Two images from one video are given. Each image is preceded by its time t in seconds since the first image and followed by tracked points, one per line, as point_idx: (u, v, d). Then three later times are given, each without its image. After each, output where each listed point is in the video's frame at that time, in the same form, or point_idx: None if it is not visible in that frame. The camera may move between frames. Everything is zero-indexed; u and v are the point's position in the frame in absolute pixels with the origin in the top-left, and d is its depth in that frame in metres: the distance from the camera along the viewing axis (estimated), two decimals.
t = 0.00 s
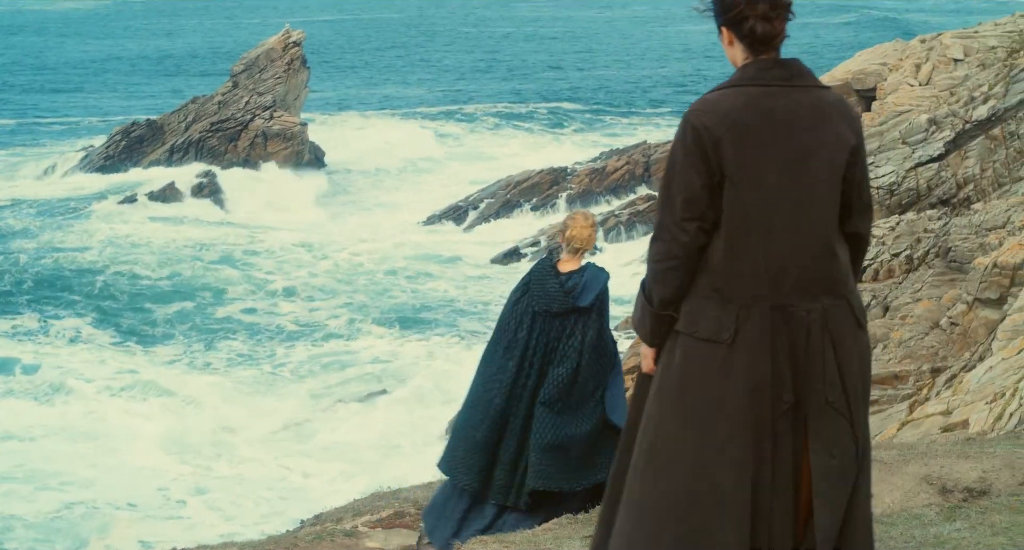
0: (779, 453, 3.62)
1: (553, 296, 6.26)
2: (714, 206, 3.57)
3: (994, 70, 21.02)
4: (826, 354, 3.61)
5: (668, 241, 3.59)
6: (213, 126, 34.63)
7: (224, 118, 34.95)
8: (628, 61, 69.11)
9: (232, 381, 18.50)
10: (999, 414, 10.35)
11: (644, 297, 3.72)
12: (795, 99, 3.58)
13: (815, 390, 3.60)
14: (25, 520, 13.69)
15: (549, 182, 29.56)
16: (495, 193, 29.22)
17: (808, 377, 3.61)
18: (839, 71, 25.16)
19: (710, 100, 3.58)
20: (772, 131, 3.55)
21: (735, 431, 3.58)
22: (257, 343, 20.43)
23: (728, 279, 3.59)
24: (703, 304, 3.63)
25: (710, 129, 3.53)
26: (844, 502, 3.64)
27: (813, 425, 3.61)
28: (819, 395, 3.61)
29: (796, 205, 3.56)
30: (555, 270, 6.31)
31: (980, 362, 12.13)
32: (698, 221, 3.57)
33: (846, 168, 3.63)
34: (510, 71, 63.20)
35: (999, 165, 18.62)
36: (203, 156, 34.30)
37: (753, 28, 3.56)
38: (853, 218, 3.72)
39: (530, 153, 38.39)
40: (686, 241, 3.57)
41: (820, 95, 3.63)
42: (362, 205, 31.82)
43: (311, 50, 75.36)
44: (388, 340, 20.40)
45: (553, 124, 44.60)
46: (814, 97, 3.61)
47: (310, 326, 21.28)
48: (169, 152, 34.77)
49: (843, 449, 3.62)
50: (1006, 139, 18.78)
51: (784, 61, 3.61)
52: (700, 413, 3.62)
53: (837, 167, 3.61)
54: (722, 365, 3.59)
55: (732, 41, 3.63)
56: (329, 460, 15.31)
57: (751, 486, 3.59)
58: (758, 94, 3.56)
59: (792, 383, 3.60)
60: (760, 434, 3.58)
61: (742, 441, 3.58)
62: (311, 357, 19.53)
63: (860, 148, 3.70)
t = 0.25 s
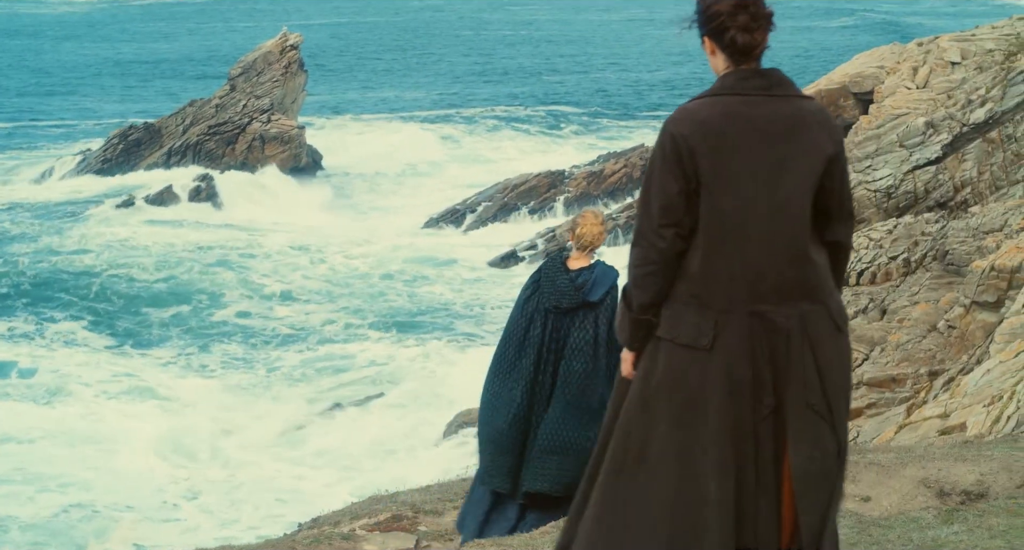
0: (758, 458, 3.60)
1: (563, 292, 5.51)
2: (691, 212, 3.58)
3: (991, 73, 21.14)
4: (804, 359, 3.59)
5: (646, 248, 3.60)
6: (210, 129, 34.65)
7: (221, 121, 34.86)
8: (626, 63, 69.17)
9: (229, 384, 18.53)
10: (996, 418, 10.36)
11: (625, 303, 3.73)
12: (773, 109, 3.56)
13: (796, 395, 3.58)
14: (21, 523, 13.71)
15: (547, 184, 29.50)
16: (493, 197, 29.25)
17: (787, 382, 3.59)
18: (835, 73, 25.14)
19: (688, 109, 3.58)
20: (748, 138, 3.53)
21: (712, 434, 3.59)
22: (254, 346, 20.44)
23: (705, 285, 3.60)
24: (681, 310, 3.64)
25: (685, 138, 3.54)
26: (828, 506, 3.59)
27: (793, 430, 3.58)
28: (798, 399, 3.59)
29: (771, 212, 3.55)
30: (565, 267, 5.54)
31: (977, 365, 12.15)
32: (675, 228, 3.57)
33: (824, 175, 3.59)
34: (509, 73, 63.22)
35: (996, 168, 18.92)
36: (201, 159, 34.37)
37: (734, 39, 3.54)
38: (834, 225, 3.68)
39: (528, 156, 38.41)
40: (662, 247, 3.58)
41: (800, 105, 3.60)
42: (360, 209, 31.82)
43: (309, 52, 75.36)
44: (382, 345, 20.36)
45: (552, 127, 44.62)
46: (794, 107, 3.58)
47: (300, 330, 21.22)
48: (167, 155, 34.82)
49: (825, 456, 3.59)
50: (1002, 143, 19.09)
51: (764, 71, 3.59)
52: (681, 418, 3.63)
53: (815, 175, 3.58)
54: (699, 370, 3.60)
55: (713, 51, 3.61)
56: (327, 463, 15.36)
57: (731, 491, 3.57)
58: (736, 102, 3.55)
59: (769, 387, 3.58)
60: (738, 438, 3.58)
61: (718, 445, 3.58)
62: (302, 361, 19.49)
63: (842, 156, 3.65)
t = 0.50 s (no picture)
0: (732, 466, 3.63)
1: (567, 292, 5.99)
2: (666, 224, 3.63)
3: (988, 76, 21.33)
4: (775, 368, 3.64)
5: (621, 259, 3.65)
6: (207, 132, 34.61)
7: (218, 124, 34.81)
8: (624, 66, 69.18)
9: (226, 387, 18.54)
10: (993, 420, 10.36)
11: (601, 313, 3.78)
12: (747, 123, 3.62)
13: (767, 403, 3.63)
14: (17, 523, 13.72)
15: (544, 188, 29.57)
16: (490, 200, 29.36)
17: (759, 391, 3.64)
18: (832, 76, 25.12)
19: (664, 123, 3.63)
20: (722, 151, 3.59)
21: (686, 442, 3.63)
22: (251, 350, 20.44)
23: (678, 295, 3.65)
24: (656, 321, 3.69)
25: (659, 152, 3.59)
26: (799, 514, 3.63)
27: (763, 438, 3.63)
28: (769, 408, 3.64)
29: (742, 224, 3.60)
30: (569, 267, 6.01)
31: (974, 368, 12.18)
32: (649, 239, 3.62)
33: (795, 187, 3.65)
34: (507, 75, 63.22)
35: (993, 171, 19.04)
36: (198, 162, 34.19)
37: (711, 54, 3.62)
38: (807, 237, 3.74)
39: (525, 159, 38.41)
40: (637, 259, 3.63)
41: (775, 118, 3.66)
42: (358, 212, 31.80)
43: (307, 53, 75.34)
44: (379, 349, 20.35)
45: (550, 130, 44.61)
46: (768, 121, 3.64)
47: (294, 334, 21.20)
48: (164, 159, 34.87)
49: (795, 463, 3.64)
50: (999, 145, 19.23)
51: (739, 85, 3.66)
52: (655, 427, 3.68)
53: (787, 189, 3.64)
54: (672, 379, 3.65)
55: (691, 65, 3.69)
56: (324, 466, 15.39)
57: (705, 498, 3.62)
58: (710, 116, 3.60)
59: (742, 397, 3.63)
60: (711, 447, 3.62)
61: (691, 453, 3.62)
62: (297, 366, 19.48)
63: (815, 168, 3.71)
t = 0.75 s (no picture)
0: (695, 472, 3.67)
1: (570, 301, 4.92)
2: (635, 231, 3.66)
3: (985, 79, 21.52)
4: (740, 376, 3.68)
5: (592, 264, 3.70)
6: (205, 135, 34.47)
7: (215, 127, 34.70)
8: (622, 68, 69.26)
9: (223, 389, 18.56)
10: (990, 423, 10.36)
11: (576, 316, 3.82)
12: (717, 135, 3.62)
13: (732, 410, 3.68)
14: (13, 526, 13.72)
15: (541, 191, 29.43)
16: (487, 203, 29.38)
17: (725, 399, 3.67)
18: (830, 79, 25.13)
19: (636, 134, 3.64)
20: (691, 162, 3.60)
21: (651, 448, 3.68)
22: (248, 353, 20.45)
23: (646, 302, 3.68)
24: (626, 326, 3.73)
25: (630, 161, 3.60)
26: (760, 522, 3.68)
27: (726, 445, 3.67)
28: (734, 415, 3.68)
29: (708, 235, 3.62)
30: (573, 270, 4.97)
31: (971, 371, 12.22)
32: (620, 247, 3.66)
33: (762, 200, 3.65)
34: (506, 77, 63.28)
35: (991, 174, 19.30)
36: (195, 164, 34.16)
37: (682, 67, 3.63)
38: (775, 247, 3.74)
39: (523, 162, 38.49)
40: (608, 264, 3.66)
41: (745, 131, 3.65)
42: (356, 215, 31.85)
43: (305, 55, 75.35)
44: (375, 352, 20.34)
45: (548, 132, 44.68)
46: (738, 133, 3.64)
47: (289, 337, 21.20)
48: (161, 161, 34.90)
49: (758, 470, 3.69)
50: (996, 148, 19.42)
51: (711, 97, 3.65)
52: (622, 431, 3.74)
53: (756, 198, 3.64)
54: (640, 385, 3.68)
55: (666, 77, 3.69)
56: (322, 468, 15.41)
57: (664, 504, 3.66)
58: (681, 128, 3.61)
59: (706, 404, 3.66)
60: (673, 454, 3.65)
61: (656, 458, 3.67)
62: (292, 370, 19.47)
63: (784, 179, 3.70)
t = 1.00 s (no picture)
0: (659, 458, 3.98)
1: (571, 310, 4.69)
2: (610, 226, 3.95)
3: (983, 81, 21.54)
4: (704, 368, 3.97)
5: (569, 257, 3.98)
6: (202, 137, 34.41)
7: (214, 129, 34.66)
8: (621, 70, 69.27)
9: (221, 391, 18.56)
10: (988, 425, 10.35)
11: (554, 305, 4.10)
12: (693, 131, 3.92)
13: (695, 400, 3.98)
14: (10, 526, 13.73)
15: (540, 192, 29.38)
16: (486, 206, 29.33)
17: (689, 390, 3.97)
18: (827, 82, 25.18)
19: (616, 128, 3.93)
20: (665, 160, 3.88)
21: (618, 432, 3.99)
22: (245, 355, 20.44)
23: (618, 293, 3.97)
24: (600, 316, 4.02)
25: (608, 158, 3.89)
26: (712, 504, 4.04)
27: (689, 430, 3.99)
28: (697, 404, 3.99)
29: (679, 231, 3.92)
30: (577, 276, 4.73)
31: (969, 373, 12.22)
32: (594, 239, 3.94)
33: (733, 196, 3.95)
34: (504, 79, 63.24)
35: (988, 176, 19.23)
36: (193, 166, 34.15)
37: (658, 66, 3.93)
38: (755, 244, 4.08)
39: (521, 165, 38.44)
40: (583, 257, 3.95)
41: (720, 127, 3.95)
42: (353, 217, 31.78)
43: (304, 57, 75.30)
44: (373, 355, 20.31)
45: (547, 135, 44.64)
46: (714, 130, 3.94)
47: (284, 340, 21.20)
48: (159, 163, 34.84)
49: (714, 456, 4.02)
50: (994, 149, 19.34)
51: (688, 94, 3.95)
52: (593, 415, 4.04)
53: (727, 195, 3.94)
54: (611, 371, 3.98)
55: (644, 76, 4.00)
56: (321, 470, 15.42)
57: (628, 484, 3.98)
58: (657, 126, 3.91)
59: (672, 392, 3.95)
60: (640, 436, 3.96)
61: (622, 442, 3.98)
62: (290, 372, 19.45)
63: (756, 177, 4.01)
